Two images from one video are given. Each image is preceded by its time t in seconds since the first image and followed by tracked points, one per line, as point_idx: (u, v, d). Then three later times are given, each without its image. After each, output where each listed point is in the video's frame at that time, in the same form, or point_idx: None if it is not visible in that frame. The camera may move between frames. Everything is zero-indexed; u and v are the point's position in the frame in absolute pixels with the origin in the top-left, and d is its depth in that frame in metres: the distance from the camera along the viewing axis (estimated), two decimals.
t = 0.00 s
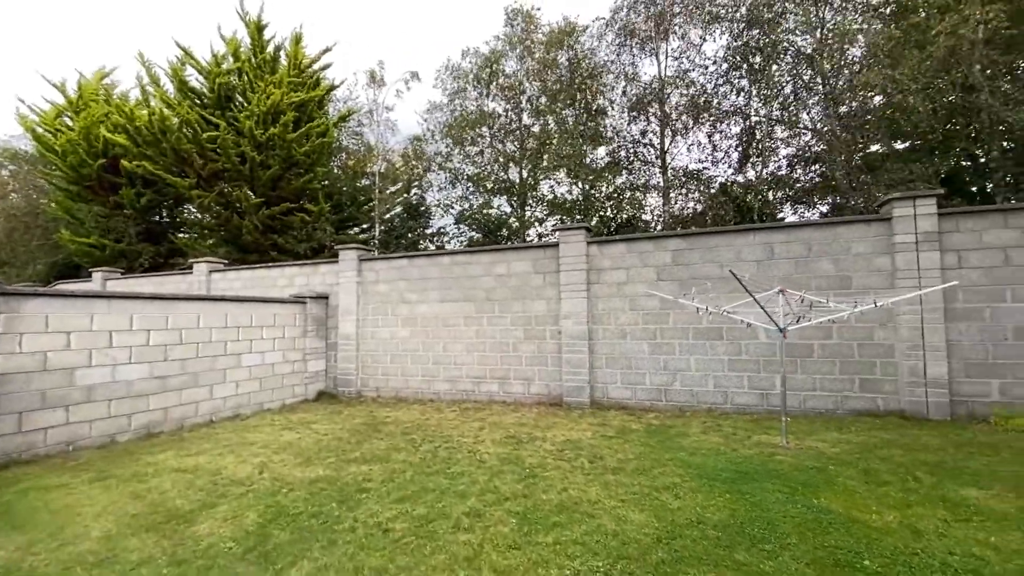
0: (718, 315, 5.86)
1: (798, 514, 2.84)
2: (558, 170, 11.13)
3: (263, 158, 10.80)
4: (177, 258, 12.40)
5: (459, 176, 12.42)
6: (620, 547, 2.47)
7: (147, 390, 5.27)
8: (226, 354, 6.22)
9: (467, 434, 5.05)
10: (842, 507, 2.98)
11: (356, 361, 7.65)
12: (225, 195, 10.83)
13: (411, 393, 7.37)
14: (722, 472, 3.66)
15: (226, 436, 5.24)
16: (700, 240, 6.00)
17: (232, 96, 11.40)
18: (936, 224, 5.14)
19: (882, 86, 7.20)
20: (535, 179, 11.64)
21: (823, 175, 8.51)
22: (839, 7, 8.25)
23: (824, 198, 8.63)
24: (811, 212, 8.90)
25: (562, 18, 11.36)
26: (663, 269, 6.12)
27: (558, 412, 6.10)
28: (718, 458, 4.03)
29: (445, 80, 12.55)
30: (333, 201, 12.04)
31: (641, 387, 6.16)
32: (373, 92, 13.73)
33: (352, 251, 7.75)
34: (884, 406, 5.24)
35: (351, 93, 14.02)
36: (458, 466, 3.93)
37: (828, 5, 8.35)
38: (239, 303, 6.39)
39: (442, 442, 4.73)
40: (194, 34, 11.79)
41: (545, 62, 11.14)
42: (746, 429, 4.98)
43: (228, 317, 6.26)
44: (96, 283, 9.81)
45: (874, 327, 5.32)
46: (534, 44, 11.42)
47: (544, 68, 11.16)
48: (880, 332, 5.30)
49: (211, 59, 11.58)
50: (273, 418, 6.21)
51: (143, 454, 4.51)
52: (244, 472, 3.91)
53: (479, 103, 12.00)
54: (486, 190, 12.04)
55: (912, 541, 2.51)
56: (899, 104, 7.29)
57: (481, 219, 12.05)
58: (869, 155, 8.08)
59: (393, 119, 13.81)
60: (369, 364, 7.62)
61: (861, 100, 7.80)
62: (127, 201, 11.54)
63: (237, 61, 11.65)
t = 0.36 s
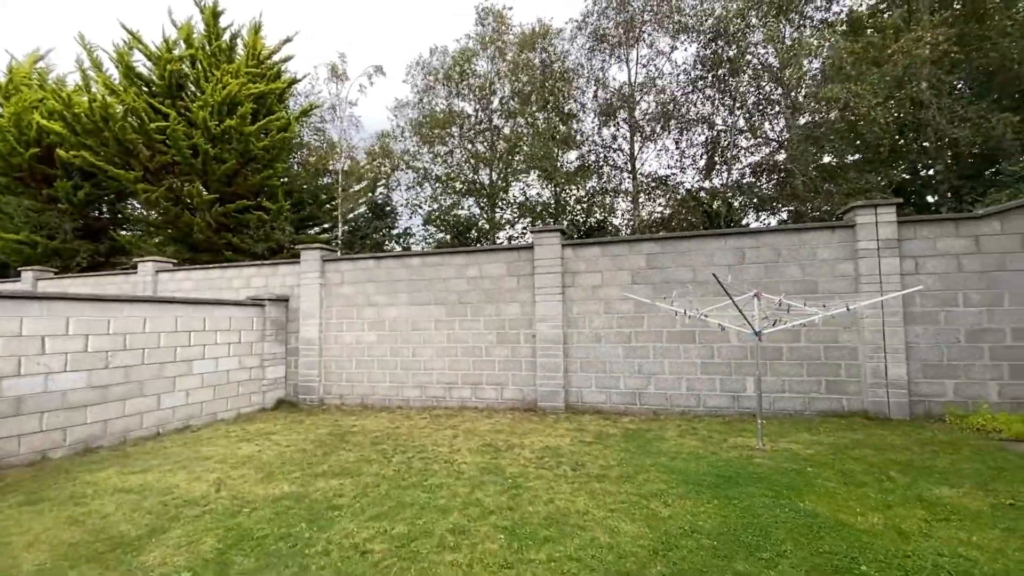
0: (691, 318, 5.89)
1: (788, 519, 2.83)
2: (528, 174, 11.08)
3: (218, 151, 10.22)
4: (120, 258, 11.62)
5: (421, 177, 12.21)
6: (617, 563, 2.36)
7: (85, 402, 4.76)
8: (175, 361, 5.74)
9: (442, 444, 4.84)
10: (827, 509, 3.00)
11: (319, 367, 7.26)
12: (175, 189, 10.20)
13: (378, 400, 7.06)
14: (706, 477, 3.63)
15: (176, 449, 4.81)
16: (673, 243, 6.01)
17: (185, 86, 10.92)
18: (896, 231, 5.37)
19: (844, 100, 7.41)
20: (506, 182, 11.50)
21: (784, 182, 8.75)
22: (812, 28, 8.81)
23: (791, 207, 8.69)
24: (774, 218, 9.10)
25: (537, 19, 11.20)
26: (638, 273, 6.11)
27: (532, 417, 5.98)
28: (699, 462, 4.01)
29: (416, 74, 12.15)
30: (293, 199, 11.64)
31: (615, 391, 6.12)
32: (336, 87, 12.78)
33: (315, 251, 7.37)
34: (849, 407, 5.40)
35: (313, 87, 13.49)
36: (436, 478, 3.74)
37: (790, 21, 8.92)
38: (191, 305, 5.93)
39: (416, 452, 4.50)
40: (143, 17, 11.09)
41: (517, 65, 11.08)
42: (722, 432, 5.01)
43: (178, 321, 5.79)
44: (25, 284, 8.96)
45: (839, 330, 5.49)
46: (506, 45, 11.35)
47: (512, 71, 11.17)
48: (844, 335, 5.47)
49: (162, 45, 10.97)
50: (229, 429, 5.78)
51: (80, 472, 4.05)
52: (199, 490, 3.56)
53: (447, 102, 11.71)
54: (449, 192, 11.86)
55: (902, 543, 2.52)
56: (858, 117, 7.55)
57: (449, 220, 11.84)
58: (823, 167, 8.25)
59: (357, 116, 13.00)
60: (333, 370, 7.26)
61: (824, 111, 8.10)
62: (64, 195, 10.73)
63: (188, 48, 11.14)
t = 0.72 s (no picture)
0: (663, 321, 5.95)
1: (774, 521, 2.84)
2: (498, 175, 11.14)
3: (164, 142, 9.58)
4: (51, 257, 10.77)
5: (382, 177, 11.99)
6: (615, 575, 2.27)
7: (10, 414, 4.23)
8: (116, 369, 5.23)
9: (415, 452, 4.63)
10: (808, 510, 3.04)
11: (277, 373, 6.84)
12: (116, 181, 9.54)
13: (341, 407, 6.73)
14: (688, 480, 3.63)
15: (117, 465, 4.37)
16: (645, 247, 6.05)
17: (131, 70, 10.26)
18: (855, 238, 5.62)
19: (805, 112, 7.76)
20: (474, 183, 11.36)
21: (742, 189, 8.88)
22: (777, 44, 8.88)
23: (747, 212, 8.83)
24: (737, 225, 9.20)
25: (510, 20, 11.14)
26: (611, 276, 6.11)
27: (505, 423, 5.86)
28: (679, 465, 4.01)
29: (382, 67, 11.88)
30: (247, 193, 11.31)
31: (588, 394, 6.09)
32: (294, 79, 12.12)
33: (274, 250, 6.95)
34: (811, 406, 5.60)
35: (269, 78, 12.71)
36: (413, 490, 3.55)
37: (753, 35, 9.16)
38: (134, 307, 5.44)
39: (389, 463, 4.28)
40: None
41: (485, 68, 10.99)
42: (694, 433, 5.06)
43: (120, 324, 5.29)
44: None
45: (802, 333, 5.68)
46: (473, 45, 11.29)
47: (482, 71, 11.06)
48: (807, 338, 5.66)
49: (106, 27, 10.35)
50: (177, 441, 5.32)
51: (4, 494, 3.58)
52: (148, 511, 3.22)
53: (416, 100, 11.49)
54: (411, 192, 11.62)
55: (885, 542, 2.57)
56: (818, 128, 7.92)
57: (414, 221, 11.53)
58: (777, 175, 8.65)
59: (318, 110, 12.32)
60: (293, 376, 6.87)
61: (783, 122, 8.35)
62: None
63: (134, 30, 10.51)
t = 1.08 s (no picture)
0: (633, 323, 6.02)
1: (756, 520, 2.89)
2: (466, 175, 11.01)
3: (101, 128, 8.89)
4: None
5: (342, 176, 11.56)
6: None
7: None
8: (45, 375, 4.70)
9: (385, 461, 4.43)
10: (785, 507, 3.12)
11: (229, 379, 6.40)
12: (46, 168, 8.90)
13: (300, 414, 6.37)
14: (666, 481, 3.65)
15: (48, 482, 3.91)
16: (615, 250, 6.10)
17: (65, 49, 9.46)
18: (811, 245, 5.90)
19: (766, 120, 8.13)
20: (439, 183, 11.09)
21: (698, 195, 9.28)
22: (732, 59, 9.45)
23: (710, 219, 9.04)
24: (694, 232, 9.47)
25: (479, 19, 11.03)
26: (582, 278, 6.12)
27: (475, 427, 5.73)
28: (655, 465, 4.04)
29: (348, 59, 11.39)
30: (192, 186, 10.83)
31: (559, 397, 6.07)
32: (248, 67, 11.33)
33: (227, 247, 6.50)
34: (771, 405, 5.82)
35: (220, 65, 12.24)
36: (390, 501, 3.37)
37: (714, 48, 9.65)
38: (67, 307, 4.91)
39: (359, 472, 4.06)
40: None
41: (453, 66, 10.84)
42: (665, 434, 5.13)
43: (51, 326, 4.75)
44: None
45: (764, 335, 5.89)
46: (439, 42, 11.09)
47: (449, 69, 10.90)
48: (768, 339, 5.88)
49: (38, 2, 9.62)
50: (117, 454, 4.86)
51: None
52: (91, 535, 2.87)
53: (378, 96, 11.09)
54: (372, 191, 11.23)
55: (863, 536, 2.68)
56: (775, 137, 8.31)
57: (376, 220, 11.20)
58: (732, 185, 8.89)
59: (276, 101, 11.61)
60: (246, 381, 6.45)
61: (739, 133, 8.77)
62: None
63: (69, 7, 9.75)
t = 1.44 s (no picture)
0: (600, 325, 6.05)
1: (733, 520, 2.93)
2: (428, 174, 10.85)
3: (27, 111, 8.12)
4: None
5: (302, 170, 11.14)
6: None
7: None
8: None
9: (350, 470, 4.21)
10: (758, 505, 3.19)
11: (172, 386, 5.92)
12: None
13: (252, 423, 5.98)
14: (641, 483, 3.66)
15: None
16: (583, 253, 6.13)
17: None
18: (768, 251, 6.16)
19: (726, 130, 8.45)
20: (402, 183, 10.88)
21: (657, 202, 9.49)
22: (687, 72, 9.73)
23: (667, 223, 9.32)
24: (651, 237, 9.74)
25: (444, 18, 10.90)
26: (551, 281, 6.10)
27: (442, 433, 5.57)
28: (628, 468, 4.06)
29: (304, 50, 11.00)
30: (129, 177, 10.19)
31: (527, 400, 6.02)
32: (196, 54, 10.09)
33: (171, 243, 6.02)
34: (731, 406, 6.01)
35: (160, 50, 11.40)
36: (360, 513, 3.19)
37: (675, 59, 9.87)
38: None
39: (323, 484, 3.82)
40: None
41: (417, 64, 10.68)
42: (634, 436, 5.17)
43: None
44: None
45: (724, 337, 6.09)
46: (403, 39, 10.90)
47: (411, 66, 10.75)
48: (728, 342, 6.07)
49: None
50: (42, 471, 4.35)
51: None
52: (17, 565, 2.53)
53: (336, 90, 10.82)
54: (328, 189, 10.74)
55: (834, 531, 2.77)
56: (734, 146, 8.67)
57: (332, 219, 10.71)
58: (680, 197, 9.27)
59: (227, 92, 10.47)
60: (192, 388, 6.00)
61: (697, 141, 9.06)
62: None
63: None
